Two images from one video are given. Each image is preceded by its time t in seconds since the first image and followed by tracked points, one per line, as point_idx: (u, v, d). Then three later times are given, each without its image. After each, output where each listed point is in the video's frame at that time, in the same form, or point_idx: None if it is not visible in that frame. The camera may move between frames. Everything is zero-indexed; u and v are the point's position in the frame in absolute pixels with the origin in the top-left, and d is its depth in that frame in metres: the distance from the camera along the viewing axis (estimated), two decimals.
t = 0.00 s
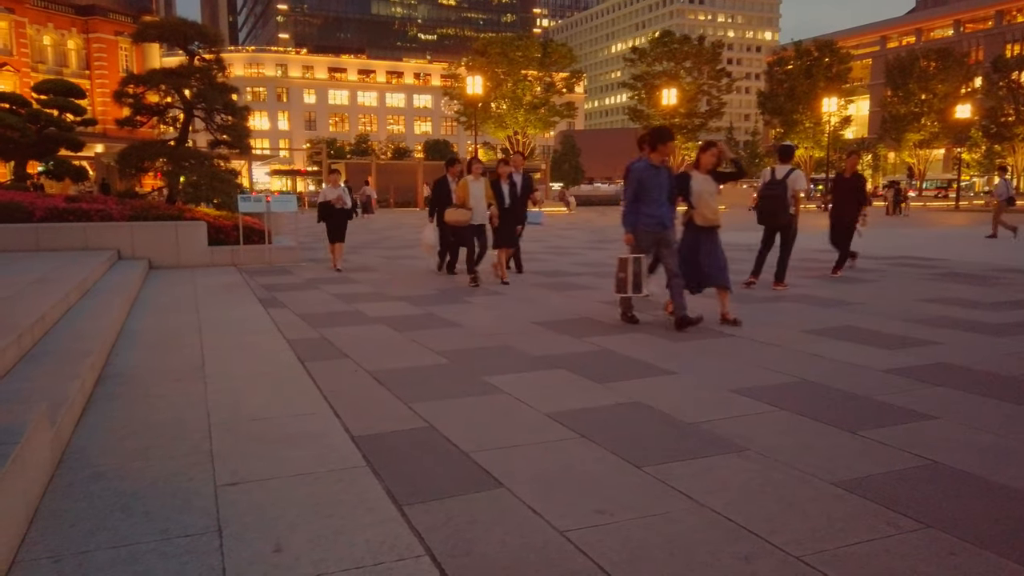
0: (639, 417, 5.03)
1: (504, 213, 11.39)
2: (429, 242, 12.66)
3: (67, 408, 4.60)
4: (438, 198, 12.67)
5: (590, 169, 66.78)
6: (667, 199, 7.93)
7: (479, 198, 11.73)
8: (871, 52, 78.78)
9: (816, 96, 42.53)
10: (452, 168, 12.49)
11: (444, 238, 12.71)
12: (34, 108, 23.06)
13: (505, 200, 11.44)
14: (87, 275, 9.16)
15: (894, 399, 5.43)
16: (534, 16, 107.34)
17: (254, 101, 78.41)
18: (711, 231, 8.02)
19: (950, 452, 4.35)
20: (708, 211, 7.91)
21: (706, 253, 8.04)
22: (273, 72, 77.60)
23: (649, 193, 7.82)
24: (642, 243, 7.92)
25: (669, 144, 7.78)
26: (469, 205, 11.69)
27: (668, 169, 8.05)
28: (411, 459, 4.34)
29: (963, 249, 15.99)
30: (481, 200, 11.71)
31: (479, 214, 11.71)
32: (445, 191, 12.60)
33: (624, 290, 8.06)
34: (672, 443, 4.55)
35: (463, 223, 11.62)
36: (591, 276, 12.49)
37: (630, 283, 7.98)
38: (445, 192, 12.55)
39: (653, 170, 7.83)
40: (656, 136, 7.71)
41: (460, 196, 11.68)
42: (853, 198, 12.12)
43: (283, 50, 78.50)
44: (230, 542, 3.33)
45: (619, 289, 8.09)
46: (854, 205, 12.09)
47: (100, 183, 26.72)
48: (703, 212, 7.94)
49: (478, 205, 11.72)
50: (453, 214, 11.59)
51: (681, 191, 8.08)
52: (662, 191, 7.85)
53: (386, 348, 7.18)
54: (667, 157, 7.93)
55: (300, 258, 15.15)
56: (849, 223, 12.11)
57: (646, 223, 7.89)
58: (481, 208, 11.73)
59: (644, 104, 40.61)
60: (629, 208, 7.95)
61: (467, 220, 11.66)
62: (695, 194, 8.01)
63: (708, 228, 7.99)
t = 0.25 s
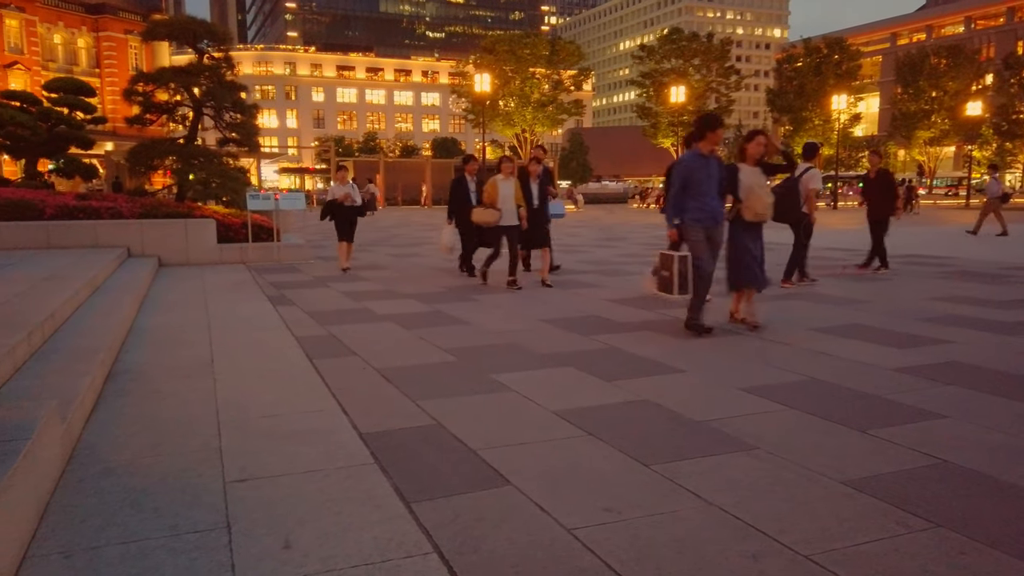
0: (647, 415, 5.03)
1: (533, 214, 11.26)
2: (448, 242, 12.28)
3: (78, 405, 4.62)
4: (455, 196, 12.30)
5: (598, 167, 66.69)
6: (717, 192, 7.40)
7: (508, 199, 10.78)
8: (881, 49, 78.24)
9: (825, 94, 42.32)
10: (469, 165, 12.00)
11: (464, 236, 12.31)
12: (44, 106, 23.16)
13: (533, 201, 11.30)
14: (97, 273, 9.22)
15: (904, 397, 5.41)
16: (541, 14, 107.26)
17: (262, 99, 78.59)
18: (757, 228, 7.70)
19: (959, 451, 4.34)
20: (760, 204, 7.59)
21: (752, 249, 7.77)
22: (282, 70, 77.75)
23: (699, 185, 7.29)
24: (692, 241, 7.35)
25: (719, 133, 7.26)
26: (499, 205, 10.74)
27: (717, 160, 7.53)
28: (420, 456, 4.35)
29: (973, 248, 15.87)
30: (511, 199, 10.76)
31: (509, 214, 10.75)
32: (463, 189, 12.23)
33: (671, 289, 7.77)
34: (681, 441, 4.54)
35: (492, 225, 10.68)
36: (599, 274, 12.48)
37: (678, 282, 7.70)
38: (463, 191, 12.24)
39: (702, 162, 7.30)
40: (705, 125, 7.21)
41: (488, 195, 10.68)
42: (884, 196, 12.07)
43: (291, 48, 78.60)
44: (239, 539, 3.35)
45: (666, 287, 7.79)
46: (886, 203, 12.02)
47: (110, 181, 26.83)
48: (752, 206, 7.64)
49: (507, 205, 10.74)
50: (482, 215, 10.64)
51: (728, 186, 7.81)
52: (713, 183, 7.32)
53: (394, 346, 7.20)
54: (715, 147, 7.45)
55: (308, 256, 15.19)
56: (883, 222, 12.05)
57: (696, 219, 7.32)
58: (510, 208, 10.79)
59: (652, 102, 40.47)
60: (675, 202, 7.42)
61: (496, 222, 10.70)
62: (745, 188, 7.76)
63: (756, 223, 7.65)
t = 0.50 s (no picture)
0: (653, 414, 5.02)
1: (558, 212, 11.06)
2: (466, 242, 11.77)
3: (84, 404, 4.63)
4: (473, 196, 11.90)
5: (605, 165, 66.59)
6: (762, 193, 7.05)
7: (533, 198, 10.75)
8: (890, 46, 77.85)
9: (833, 91, 42.11)
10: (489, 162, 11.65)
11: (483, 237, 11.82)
12: (53, 105, 23.28)
13: (559, 199, 11.12)
14: (105, 271, 9.26)
15: (911, 397, 5.38)
16: (549, 12, 107.16)
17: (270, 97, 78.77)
18: (799, 229, 7.40)
19: (968, 450, 4.31)
20: (806, 206, 7.25)
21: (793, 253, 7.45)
22: (289, 68, 77.88)
23: (743, 186, 6.94)
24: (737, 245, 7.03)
25: (763, 132, 6.92)
26: (524, 204, 10.73)
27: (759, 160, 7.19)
28: (425, 455, 4.35)
29: (983, 246, 15.76)
30: (538, 198, 10.76)
31: (535, 213, 10.69)
32: (480, 187, 11.80)
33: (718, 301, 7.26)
34: (687, 440, 4.53)
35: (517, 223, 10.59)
36: (606, 272, 12.47)
37: (724, 292, 7.18)
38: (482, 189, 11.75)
39: (747, 162, 7.00)
40: (751, 123, 6.85)
41: (514, 193, 10.64)
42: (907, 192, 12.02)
43: (298, 47, 78.68)
44: (246, 536, 3.36)
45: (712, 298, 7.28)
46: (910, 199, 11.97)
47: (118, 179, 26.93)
48: (799, 207, 7.29)
49: (533, 203, 10.74)
50: (507, 214, 10.51)
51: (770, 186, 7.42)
52: (758, 185, 6.99)
53: (400, 344, 7.21)
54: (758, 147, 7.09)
55: (315, 254, 15.21)
56: (907, 219, 12.01)
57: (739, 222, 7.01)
58: (536, 206, 10.76)
59: (659, 100, 40.36)
60: (720, 204, 7.01)
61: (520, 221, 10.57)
62: (790, 188, 7.37)
63: (798, 225, 7.36)
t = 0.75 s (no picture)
0: (659, 413, 5.01)
1: (590, 209, 10.22)
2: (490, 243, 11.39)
3: (93, 401, 4.66)
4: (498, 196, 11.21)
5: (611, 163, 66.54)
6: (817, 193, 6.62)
7: (566, 194, 9.98)
8: (899, 44, 77.51)
9: (841, 89, 41.96)
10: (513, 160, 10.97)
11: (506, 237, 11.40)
12: (61, 104, 23.35)
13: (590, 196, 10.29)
14: (113, 269, 9.31)
15: (919, 395, 5.37)
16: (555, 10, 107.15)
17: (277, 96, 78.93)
18: (861, 235, 6.84)
19: (974, 450, 4.30)
20: (862, 210, 6.74)
21: (852, 259, 6.90)
22: (296, 67, 78.02)
23: (797, 185, 6.55)
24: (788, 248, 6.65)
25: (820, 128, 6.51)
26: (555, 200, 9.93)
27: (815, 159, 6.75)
28: (432, 453, 4.36)
29: (992, 245, 15.69)
30: (569, 194, 9.94)
31: (567, 211, 9.90)
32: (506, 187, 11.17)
33: (774, 307, 6.57)
34: (693, 439, 4.53)
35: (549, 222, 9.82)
36: (612, 270, 12.46)
37: (784, 298, 6.51)
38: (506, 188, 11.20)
39: (803, 160, 6.58)
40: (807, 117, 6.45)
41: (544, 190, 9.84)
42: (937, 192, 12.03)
43: (306, 45, 78.81)
44: (253, 534, 3.37)
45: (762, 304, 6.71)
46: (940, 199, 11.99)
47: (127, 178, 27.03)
48: (852, 211, 6.79)
49: (564, 200, 9.92)
50: (538, 212, 9.73)
51: (826, 186, 6.94)
52: (812, 184, 6.56)
53: (406, 342, 7.22)
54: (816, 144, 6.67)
55: (322, 252, 15.25)
56: (931, 218, 12.02)
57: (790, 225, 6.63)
58: (568, 204, 9.96)
59: (666, 98, 40.29)
60: (771, 203, 6.63)
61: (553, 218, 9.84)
62: (845, 190, 6.84)
63: (855, 231, 6.82)
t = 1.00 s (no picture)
0: (666, 412, 5.00)
1: (620, 211, 9.83)
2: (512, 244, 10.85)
3: (100, 400, 4.67)
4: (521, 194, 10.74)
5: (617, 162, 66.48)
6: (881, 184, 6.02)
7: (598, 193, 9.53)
8: (906, 41, 77.23)
9: (848, 87, 41.83)
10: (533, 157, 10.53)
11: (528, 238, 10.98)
12: (70, 102, 23.47)
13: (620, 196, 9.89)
14: (121, 266, 9.35)
15: (927, 395, 5.34)
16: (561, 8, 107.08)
17: (283, 94, 79.05)
18: (925, 230, 6.23)
19: (985, 449, 4.27)
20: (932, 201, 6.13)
21: (917, 256, 6.29)
22: (302, 65, 78.10)
23: (857, 176, 5.95)
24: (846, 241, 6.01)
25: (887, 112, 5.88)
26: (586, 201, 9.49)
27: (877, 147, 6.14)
28: (438, 452, 4.36)
29: (1001, 243, 15.60)
30: (601, 194, 9.49)
31: (599, 213, 9.45)
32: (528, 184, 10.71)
33: (834, 299, 5.85)
34: (701, 438, 4.52)
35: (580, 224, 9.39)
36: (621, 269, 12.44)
37: (849, 289, 5.77)
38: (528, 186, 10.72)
39: (865, 147, 5.96)
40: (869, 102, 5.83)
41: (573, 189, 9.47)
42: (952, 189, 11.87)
43: (312, 44, 78.89)
44: (260, 531, 3.38)
45: (817, 294, 6.00)
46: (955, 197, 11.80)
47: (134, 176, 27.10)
48: (921, 203, 6.17)
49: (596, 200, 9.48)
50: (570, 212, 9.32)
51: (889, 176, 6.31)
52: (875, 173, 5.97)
53: (412, 340, 7.21)
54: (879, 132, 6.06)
55: (329, 250, 15.27)
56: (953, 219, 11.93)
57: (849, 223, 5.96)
58: (599, 204, 9.50)
59: (672, 96, 40.21)
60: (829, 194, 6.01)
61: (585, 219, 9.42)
62: (912, 179, 6.25)
63: (921, 224, 6.20)
